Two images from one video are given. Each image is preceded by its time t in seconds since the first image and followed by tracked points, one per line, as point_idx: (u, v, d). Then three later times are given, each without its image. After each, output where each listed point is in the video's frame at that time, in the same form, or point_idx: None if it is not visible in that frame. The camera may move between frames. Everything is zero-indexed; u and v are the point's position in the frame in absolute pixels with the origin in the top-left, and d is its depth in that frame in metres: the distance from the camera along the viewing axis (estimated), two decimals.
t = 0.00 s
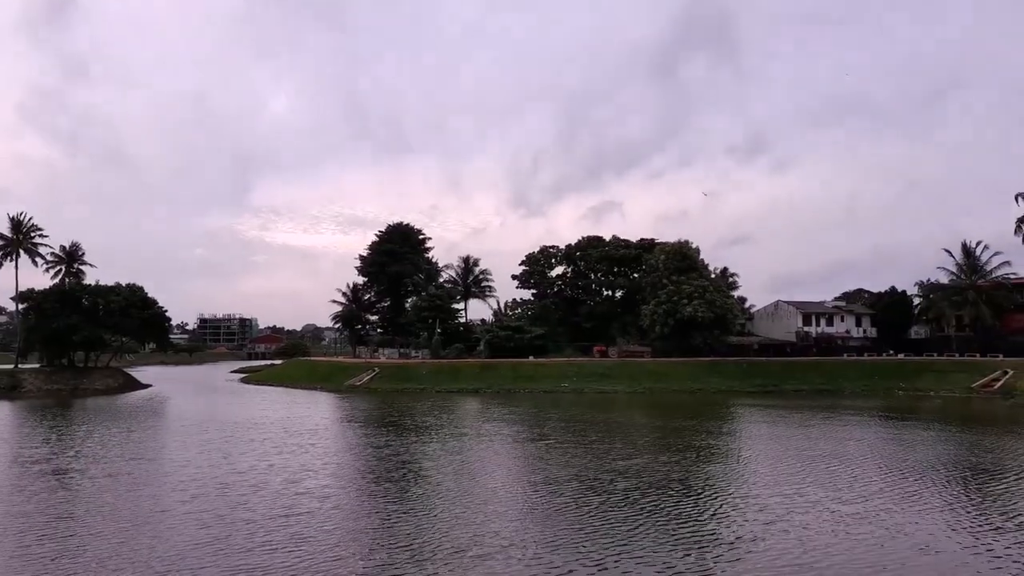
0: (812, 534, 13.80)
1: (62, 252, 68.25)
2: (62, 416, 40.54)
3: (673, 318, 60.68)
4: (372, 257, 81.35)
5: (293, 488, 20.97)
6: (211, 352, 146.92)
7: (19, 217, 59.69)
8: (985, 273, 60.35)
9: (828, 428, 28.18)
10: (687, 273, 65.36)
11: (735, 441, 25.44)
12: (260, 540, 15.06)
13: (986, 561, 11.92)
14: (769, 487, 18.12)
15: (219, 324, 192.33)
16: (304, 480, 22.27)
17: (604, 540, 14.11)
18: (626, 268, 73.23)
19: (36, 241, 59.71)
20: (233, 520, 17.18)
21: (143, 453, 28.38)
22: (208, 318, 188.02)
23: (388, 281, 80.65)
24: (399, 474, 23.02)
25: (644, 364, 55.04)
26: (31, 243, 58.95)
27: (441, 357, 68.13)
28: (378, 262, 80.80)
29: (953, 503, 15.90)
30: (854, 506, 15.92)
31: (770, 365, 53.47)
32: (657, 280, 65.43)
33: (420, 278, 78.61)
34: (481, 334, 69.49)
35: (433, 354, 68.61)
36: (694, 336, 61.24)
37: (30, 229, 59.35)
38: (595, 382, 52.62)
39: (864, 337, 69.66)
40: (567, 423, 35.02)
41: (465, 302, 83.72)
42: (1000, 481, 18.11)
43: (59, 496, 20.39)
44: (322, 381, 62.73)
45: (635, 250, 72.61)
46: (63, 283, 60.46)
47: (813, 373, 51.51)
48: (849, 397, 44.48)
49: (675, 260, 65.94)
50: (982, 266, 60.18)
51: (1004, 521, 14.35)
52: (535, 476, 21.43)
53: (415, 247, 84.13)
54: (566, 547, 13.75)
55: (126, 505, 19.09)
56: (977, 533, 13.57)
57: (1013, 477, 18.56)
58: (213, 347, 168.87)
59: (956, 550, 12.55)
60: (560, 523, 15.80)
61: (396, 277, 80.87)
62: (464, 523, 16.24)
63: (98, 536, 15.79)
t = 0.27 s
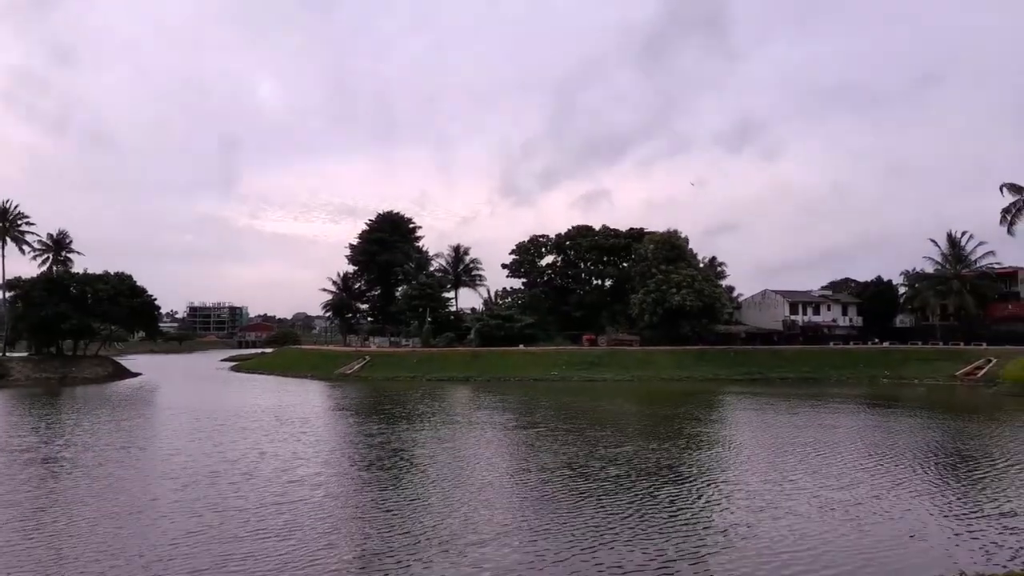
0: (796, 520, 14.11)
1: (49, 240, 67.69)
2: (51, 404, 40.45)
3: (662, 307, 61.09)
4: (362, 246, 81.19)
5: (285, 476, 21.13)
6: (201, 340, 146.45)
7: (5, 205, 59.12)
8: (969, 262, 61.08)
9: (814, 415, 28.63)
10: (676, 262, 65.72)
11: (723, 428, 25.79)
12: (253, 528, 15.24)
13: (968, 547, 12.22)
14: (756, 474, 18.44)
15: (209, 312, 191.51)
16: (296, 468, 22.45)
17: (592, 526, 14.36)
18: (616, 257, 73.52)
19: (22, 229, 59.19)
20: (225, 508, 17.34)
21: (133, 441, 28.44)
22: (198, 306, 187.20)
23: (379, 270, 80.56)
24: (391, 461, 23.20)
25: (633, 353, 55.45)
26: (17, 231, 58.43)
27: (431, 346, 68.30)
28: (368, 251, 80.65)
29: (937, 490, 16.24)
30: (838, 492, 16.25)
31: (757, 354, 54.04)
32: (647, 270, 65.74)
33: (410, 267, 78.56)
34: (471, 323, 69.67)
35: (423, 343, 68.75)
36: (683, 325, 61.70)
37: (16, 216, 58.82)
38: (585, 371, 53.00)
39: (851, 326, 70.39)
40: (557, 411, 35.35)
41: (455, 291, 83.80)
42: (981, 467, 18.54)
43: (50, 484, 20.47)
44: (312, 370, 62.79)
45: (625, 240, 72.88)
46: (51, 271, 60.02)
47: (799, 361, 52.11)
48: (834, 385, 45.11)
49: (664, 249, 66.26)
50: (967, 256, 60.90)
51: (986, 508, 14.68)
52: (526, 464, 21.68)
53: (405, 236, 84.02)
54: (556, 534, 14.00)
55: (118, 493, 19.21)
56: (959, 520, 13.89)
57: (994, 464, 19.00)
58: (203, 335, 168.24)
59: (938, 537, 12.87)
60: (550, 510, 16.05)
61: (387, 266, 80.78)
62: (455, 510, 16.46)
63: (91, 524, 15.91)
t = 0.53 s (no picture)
0: (796, 516, 14.06)
1: (41, 233, 67.18)
2: (43, 398, 40.20)
3: (657, 302, 61.11)
4: (357, 240, 80.91)
5: (280, 471, 21.04)
6: (195, 334, 146.00)
7: None
8: (963, 258, 61.30)
9: (809, 410, 28.69)
10: (671, 257, 65.69)
11: (718, 423, 25.78)
12: (250, 523, 15.11)
13: (967, 543, 12.18)
14: (752, 469, 18.40)
15: (203, 306, 190.89)
16: (291, 463, 22.34)
17: (590, 522, 14.28)
18: (611, 252, 73.46)
19: (14, 221, 58.71)
20: (220, 503, 17.22)
21: (126, 436, 28.28)
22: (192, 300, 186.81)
23: (374, 264, 80.30)
24: (385, 457, 23.09)
25: (628, 348, 55.47)
26: (9, 224, 57.96)
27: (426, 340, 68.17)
28: (363, 245, 80.38)
29: (935, 486, 16.21)
30: (837, 488, 16.22)
31: (752, 349, 54.13)
32: (642, 265, 65.70)
33: (405, 261, 78.32)
34: (466, 318, 69.55)
35: (418, 337, 68.61)
36: (678, 320, 61.71)
37: (8, 209, 58.30)
38: (580, 365, 52.99)
39: (845, 321, 70.53)
40: (552, 406, 35.35)
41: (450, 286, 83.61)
42: (977, 463, 18.58)
43: (42, 479, 20.30)
44: (307, 364, 62.59)
45: (620, 235, 72.82)
46: (43, 265, 59.59)
47: (795, 357, 52.18)
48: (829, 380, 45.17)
49: (659, 244, 66.22)
50: (960, 252, 61.11)
51: (984, 504, 14.65)
52: (522, 459, 21.60)
53: (400, 231, 83.78)
54: (552, 529, 13.90)
55: (111, 488, 19.07)
56: (958, 515, 13.85)
57: (990, 459, 19.03)
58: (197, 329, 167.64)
59: (937, 532, 12.82)
60: (547, 506, 15.97)
61: (382, 260, 80.52)
62: (451, 506, 16.37)
63: (85, 519, 15.79)
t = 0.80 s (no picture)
0: (797, 509, 14.11)
1: (40, 229, 67.07)
2: (43, 394, 40.25)
3: (656, 296, 61.15)
4: (356, 235, 80.84)
5: (281, 466, 21.07)
6: (194, 329, 145.97)
7: None
8: (961, 251, 61.36)
9: (809, 403, 28.72)
10: (670, 251, 65.69)
11: (718, 416, 25.83)
12: (251, 519, 15.14)
13: (970, 535, 12.20)
14: (752, 462, 18.43)
15: (202, 301, 190.79)
16: (292, 458, 22.39)
17: (591, 515, 14.32)
18: (609, 246, 73.43)
19: (12, 217, 58.58)
20: (221, 499, 17.25)
21: (127, 431, 28.34)
22: (191, 295, 186.76)
23: (373, 259, 80.27)
24: (386, 451, 23.11)
25: (627, 341, 55.55)
26: (7, 220, 57.86)
27: (425, 335, 68.22)
28: (361, 240, 80.31)
29: (935, 478, 16.24)
30: (837, 481, 16.26)
31: (751, 342, 54.21)
32: (641, 258, 65.70)
33: (404, 256, 78.28)
34: (465, 312, 69.59)
35: (417, 332, 68.65)
36: (677, 313, 61.76)
37: (6, 205, 58.18)
38: (579, 359, 53.07)
39: (844, 314, 70.60)
40: (552, 399, 35.42)
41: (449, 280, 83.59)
42: (977, 455, 18.63)
43: (44, 474, 20.37)
44: (306, 359, 62.64)
45: (619, 228, 72.79)
46: (42, 261, 59.51)
47: (794, 349, 52.28)
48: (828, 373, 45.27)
49: (658, 238, 66.20)
50: (959, 244, 61.15)
51: (986, 496, 14.67)
52: (523, 453, 21.63)
53: (399, 225, 83.70)
54: (553, 523, 13.93)
55: (112, 484, 19.12)
56: (961, 508, 13.88)
57: (990, 451, 19.08)
58: (196, 324, 167.61)
59: (940, 524, 12.86)
60: (547, 500, 16.00)
61: (380, 255, 80.45)
62: (453, 500, 16.39)
63: (87, 515, 15.84)
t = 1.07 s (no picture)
0: (796, 501, 14.15)
1: (36, 222, 66.78)
2: (40, 387, 40.17)
3: (653, 288, 61.13)
4: (353, 227, 80.65)
5: (280, 459, 21.06)
6: (191, 322, 145.72)
7: None
8: (958, 242, 61.50)
9: (807, 395, 28.79)
10: (667, 243, 65.64)
11: (716, 408, 25.89)
12: (249, 512, 15.12)
13: (968, 526, 12.25)
14: (751, 454, 18.48)
15: (199, 294, 190.42)
16: (290, 451, 22.40)
17: (590, 508, 14.35)
18: (607, 238, 73.37)
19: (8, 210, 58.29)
20: (219, 492, 17.23)
21: (125, 424, 28.30)
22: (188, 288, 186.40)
23: (370, 251, 80.11)
24: (384, 444, 23.11)
25: (625, 333, 55.57)
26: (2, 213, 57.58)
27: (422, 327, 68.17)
28: (358, 232, 80.14)
29: (933, 469, 16.31)
30: (836, 472, 16.31)
31: (748, 333, 54.27)
32: (638, 250, 65.66)
33: (401, 248, 78.13)
34: (462, 304, 69.52)
35: (415, 324, 68.58)
36: (674, 305, 61.77)
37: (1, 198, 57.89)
38: (577, 351, 53.10)
39: (841, 306, 70.71)
40: (551, 392, 35.47)
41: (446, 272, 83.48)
42: (974, 446, 18.72)
43: (42, 468, 20.35)
44: (303, 351, 62.58)
45: (617, 221, 72.72)
46: (37, 254, 59.25)
47: (791, 341, 52.35)
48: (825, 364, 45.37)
49: (656, 230, 66.14)
50: (956, 236, 61.22)
51: (984, 487, 14.74)
52: (522, 446, 21.66)
53: (396, 217, 83.53)
54: (552, 516, 13.95)
55: (110, 477, 19.11)
56: (959, 499, 13.94)
57: (987, 442, 19.18)
58: (193, 317, 167.42)
59: (938, 516, 12.90)
60: (547, 492, 16.03)
61: (378, 247, 80.29)
62: (452, 493, 16.40)
63: (84, 509, 15.81)
